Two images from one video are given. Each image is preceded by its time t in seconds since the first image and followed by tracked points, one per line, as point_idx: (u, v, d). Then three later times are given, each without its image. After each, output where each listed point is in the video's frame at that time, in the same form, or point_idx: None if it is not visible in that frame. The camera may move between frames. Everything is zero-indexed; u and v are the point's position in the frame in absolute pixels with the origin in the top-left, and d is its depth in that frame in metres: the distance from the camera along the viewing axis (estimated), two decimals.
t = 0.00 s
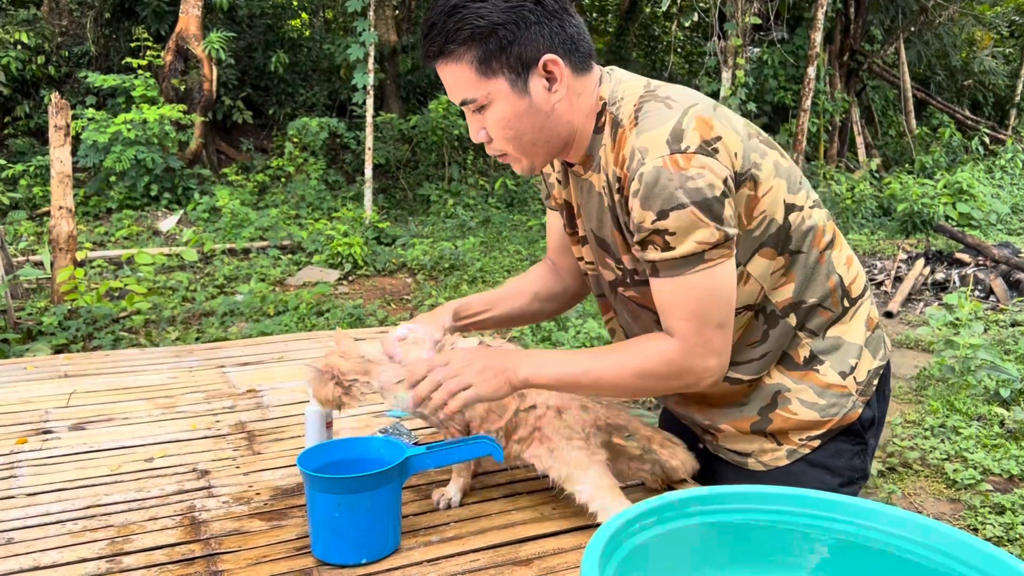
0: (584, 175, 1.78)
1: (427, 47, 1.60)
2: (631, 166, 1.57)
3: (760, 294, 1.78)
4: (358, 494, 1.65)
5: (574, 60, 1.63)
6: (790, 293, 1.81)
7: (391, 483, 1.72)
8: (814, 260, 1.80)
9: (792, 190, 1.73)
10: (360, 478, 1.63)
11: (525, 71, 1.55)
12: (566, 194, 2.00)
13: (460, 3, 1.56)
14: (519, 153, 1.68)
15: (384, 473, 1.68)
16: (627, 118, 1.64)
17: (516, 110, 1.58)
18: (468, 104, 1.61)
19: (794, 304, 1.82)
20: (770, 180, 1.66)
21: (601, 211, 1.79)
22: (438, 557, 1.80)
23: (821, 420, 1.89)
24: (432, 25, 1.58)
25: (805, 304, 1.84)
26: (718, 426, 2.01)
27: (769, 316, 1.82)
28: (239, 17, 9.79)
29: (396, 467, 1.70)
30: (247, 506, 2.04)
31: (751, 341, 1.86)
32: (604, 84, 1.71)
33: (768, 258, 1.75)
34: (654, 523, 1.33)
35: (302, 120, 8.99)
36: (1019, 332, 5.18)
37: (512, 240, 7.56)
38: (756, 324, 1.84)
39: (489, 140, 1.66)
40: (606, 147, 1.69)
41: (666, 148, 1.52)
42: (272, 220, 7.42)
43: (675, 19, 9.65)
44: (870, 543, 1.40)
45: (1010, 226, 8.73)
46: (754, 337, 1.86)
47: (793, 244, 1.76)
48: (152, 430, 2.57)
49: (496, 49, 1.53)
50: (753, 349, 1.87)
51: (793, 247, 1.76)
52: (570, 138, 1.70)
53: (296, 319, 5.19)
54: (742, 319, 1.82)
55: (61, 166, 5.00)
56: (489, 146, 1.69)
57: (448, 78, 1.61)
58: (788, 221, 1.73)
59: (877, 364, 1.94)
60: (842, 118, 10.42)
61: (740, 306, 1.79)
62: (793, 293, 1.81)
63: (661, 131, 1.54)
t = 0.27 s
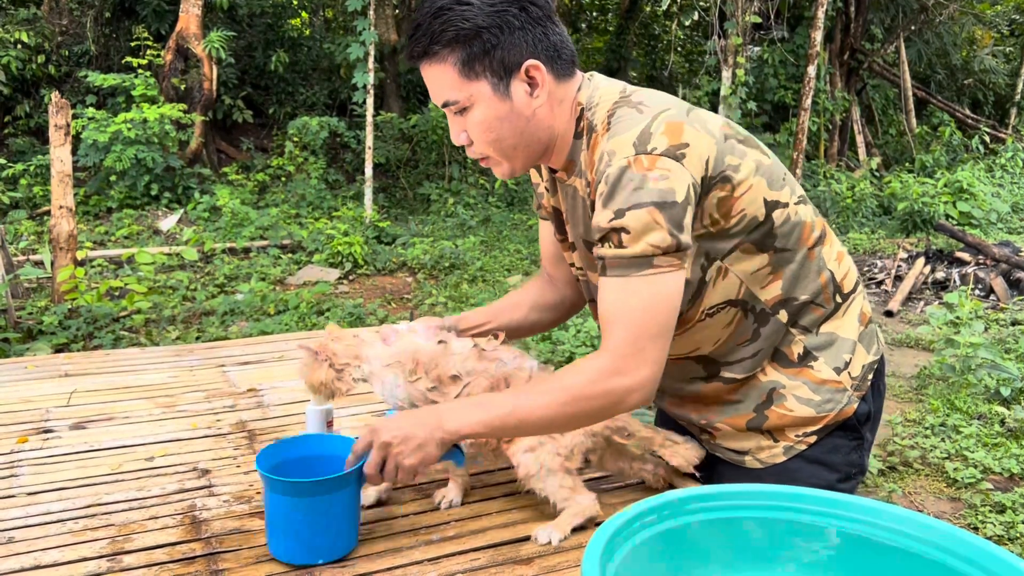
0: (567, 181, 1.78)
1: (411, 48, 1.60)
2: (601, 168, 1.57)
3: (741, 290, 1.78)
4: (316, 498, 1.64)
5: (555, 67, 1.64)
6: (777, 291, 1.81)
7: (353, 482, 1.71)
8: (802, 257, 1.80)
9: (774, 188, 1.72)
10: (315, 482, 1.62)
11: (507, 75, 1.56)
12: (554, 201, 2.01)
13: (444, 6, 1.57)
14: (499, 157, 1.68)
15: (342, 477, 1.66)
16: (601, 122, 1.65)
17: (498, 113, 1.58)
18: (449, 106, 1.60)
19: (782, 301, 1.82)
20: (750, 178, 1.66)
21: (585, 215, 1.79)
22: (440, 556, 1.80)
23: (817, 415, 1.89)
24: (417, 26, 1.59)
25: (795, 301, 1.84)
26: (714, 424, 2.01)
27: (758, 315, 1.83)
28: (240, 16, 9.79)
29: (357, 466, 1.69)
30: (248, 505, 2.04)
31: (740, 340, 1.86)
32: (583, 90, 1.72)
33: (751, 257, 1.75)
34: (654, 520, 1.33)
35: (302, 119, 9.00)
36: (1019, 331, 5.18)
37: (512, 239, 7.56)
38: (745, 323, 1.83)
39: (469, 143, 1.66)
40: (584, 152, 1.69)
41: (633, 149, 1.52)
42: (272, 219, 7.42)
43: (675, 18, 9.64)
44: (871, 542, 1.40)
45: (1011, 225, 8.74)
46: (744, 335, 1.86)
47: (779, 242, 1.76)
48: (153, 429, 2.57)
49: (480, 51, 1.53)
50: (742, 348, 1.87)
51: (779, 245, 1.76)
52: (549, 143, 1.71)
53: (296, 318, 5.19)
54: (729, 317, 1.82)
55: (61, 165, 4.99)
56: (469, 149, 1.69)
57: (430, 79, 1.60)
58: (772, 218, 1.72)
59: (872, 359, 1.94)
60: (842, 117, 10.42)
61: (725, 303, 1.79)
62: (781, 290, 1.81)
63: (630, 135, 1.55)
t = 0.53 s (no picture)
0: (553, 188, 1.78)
1: (395, 60, 1.60)
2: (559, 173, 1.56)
3: (717, 291, 1.80)
4: (179, 508, 1.59)
5: (541, 74, 1.63)
6: (758, 293, 1.81)
7: (220, 496, 1.66)
8: (785, 259, 1.81)
9: (754, 192, 1.71)
10: (172, 494, 1.57)
11: (493, 83, 1.56)
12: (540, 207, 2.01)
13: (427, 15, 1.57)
14: (487, 166, 1.67)
15: (204, 488, 1.61)
16: (571, 131, 1.62)
17: (484, 121, 1.58)
18: (435, 115, 1.60)
19: (763, 303, 1.82)
20: (727, 185, 1.66)
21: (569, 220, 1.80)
22: (441, 555, 1.80)
23: (809, 416, 1.88)
24: (400, 38, 1.58)
25: (779, 301, 1.84)
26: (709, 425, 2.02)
27: (742, 317, 1.83)
28: (240, 16, 9.80)
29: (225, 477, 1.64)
30: (249, 504, 2.04)
31: (723, 342, 1.87)
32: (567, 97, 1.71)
33: (724, 259, 1.77)
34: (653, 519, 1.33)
35: (303, 118, 9.01)
36: (1020, 330, 5.18)
37: (513, 238, 7.56)
38: (729, 326, 1.84)
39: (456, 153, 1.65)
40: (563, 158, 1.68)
41: (590, 160, 1.50)
42: (273, 218, 7.42)
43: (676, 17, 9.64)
44: (872, 539, 1.40)
45: (1011, 224, 8.75)
46: (727, 338, 1.86)
47: (758, 244, 1.77)
48: (154, 428, 2.57)
49: (464, 60, 1.53)
50: (727, 352, 1.88)
51: (759, 247, 1.77)
52: (536, 151, 1.69)
53: (297, 317, 5.20)
54: (708, 316, 1.83)
55: (62, 164, 4.98)
56: (456, 159, 1.68)
57: (416, 89, 1.60)
58: (753, 222, 1.73)
59: (865, 359, 1.94)
60: (842, 116, 10.43)
61: (701, 303, 1.81)
62: (760, 292, 1.81)
63: (592, 147, 1.53)
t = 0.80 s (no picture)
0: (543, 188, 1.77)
1: (381, 63, 1.60)
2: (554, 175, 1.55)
3: (713, 293, 1.79)
4: (149, 511, 1.59)
5: (526, 71, 1.63)
6: (750, 292, 1.81)
7: (189, 495, 1.67)
8: (775, 257, 1.80)
9: (745, 189, 1.71)
10: (146, 495, 1.56)
11: (478, 81, 1.55)
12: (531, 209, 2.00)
13: (410, 17, 1.57)
14: (477, 165, 1.66)
15: (177, 488, 1.62)
16: (562, 130, 1.61)
17: (471, 120, 1.57)
18: (422, 117, 1.59)
19: (755, 302, 1.82)
20: (718, 184, 1.66)
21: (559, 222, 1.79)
22: (441, 554, 1.80)
23: (803, 416, 1.88)
24: (385, 40, 1.59)
25: (771, 301, 1.84)
26: (701, 426, 2.02)
27: (734, 318, 1.83)
28: (241, 15, 9.82)
29: (196, 477, 1.68)
30: (249, 503, 2.04)
31: (716, 344, 1.86)
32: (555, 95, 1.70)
33: (714, 259, 1.76)
34: (653, 520, 1.33)
35: (304, 117, 9.03)
36: (1020, 328, 5.18)
37: (513, 237, 7.56)
38: (722, 328, 1.84)
39: (445, 153, 1.64)
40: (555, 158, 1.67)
41: (584, 159, 1.50)
42: (274, 217, 7.42)
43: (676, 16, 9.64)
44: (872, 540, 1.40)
45: (1012, 223, 8.73)
46: (721, 340, 1.86)
47: (747, 243, 1.76)
48: (155, 427, 2.57)
49: (448, 60, 1.53)
50: (719, 354, 1.88)
51: (748, 246, 1.77)
52: (525, 150, 1.68)
53: (298, 316, 5.20)
54: (705, 319, 1.82)
55: (63, 164, 4.98)
56: (445, 160, 1.67)
57: (401, 91, 1.60)
58: (743, 220, 1.73)
59: (857, 357, 1.94)
60: (843, 115, 10.43)
61: (697, 306, 1.80)
62: (753, 293, 1.81)
63: (587, 144, 1.53)
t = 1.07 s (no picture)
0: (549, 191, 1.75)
1: (382, 70, 1.60)
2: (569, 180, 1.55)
3: (724, 298, 1.80)
4: (150, 510, 1.59)
5: (529, 77, 1.61)
6: (758, 295, 1.81)
7: (190, 494, 1.67)
8: (783, 261, 1.79)
9: (754, 192, 1.72)
10: (147, 494, 1.56)
11: (480, 88, 1.54)
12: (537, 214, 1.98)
13: (410, 24, 1.56)
14: (481, 170, 1.66)
15: (178, 487, 1.62)
16: (576, 135, 1.61)
17: (472, 127, 1.56)
18: (425, 123, 1.59)
19: (763, 305, 1.82)
20: (729, 186, 1.66)
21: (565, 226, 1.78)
22: (443, 553, 1.80)
23: (806, 417, 1.89)
24: (385, 47, 1.59)
25: (778, 305, 1.83)
26: (705, 427, 2.02)
27: (739, 320, 1.84)
28: (242, 14, 9.83)
29: (195, 476, 1.67)
30: (251, 502, 2.04)
31: (722, 344, 1.87)
32: (562, 98, 1.68)
33: (727, 262, 1.76)
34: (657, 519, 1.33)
35: (305, 116, 9.04)
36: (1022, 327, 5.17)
37: (514, 236, 7.57)
38: (727, 329, 1.85)
39: (448, 158, 1.64)
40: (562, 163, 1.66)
41: (600, 163, 1.50)
42: (275, 216, 7.43)
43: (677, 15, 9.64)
44: (875, 539, 1.40)
45: (1014, 221, 8.71)
46: (726, 340, 1.87)
47: (757, 246, 1.75)
48: (157, 426, 2.58)
49: (448, 68, 1.52)
50: (724, 354, 1.89)
51: (759, 249, 1.76)
52: (530, 153, 1.67)
53: (300, 315, 5.21)
54: (712, 323, 1.83)
55: (65, 163, 4.98)
56: (449, 164, 1.67)
57: (403, 98, 1.60)
58: (752, 224, 1.72)
59: (860, 358, 1.94)
60: (844, 114, 10.43)
61: (706, 310, 1.80)
62: (761, 295, 1.81)
63: (603, 148, 1.52)
